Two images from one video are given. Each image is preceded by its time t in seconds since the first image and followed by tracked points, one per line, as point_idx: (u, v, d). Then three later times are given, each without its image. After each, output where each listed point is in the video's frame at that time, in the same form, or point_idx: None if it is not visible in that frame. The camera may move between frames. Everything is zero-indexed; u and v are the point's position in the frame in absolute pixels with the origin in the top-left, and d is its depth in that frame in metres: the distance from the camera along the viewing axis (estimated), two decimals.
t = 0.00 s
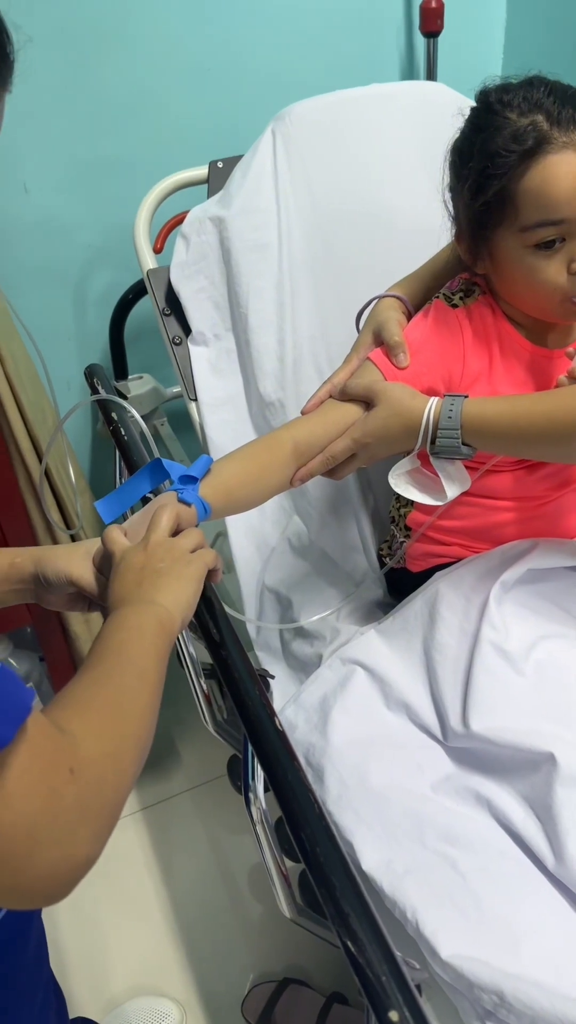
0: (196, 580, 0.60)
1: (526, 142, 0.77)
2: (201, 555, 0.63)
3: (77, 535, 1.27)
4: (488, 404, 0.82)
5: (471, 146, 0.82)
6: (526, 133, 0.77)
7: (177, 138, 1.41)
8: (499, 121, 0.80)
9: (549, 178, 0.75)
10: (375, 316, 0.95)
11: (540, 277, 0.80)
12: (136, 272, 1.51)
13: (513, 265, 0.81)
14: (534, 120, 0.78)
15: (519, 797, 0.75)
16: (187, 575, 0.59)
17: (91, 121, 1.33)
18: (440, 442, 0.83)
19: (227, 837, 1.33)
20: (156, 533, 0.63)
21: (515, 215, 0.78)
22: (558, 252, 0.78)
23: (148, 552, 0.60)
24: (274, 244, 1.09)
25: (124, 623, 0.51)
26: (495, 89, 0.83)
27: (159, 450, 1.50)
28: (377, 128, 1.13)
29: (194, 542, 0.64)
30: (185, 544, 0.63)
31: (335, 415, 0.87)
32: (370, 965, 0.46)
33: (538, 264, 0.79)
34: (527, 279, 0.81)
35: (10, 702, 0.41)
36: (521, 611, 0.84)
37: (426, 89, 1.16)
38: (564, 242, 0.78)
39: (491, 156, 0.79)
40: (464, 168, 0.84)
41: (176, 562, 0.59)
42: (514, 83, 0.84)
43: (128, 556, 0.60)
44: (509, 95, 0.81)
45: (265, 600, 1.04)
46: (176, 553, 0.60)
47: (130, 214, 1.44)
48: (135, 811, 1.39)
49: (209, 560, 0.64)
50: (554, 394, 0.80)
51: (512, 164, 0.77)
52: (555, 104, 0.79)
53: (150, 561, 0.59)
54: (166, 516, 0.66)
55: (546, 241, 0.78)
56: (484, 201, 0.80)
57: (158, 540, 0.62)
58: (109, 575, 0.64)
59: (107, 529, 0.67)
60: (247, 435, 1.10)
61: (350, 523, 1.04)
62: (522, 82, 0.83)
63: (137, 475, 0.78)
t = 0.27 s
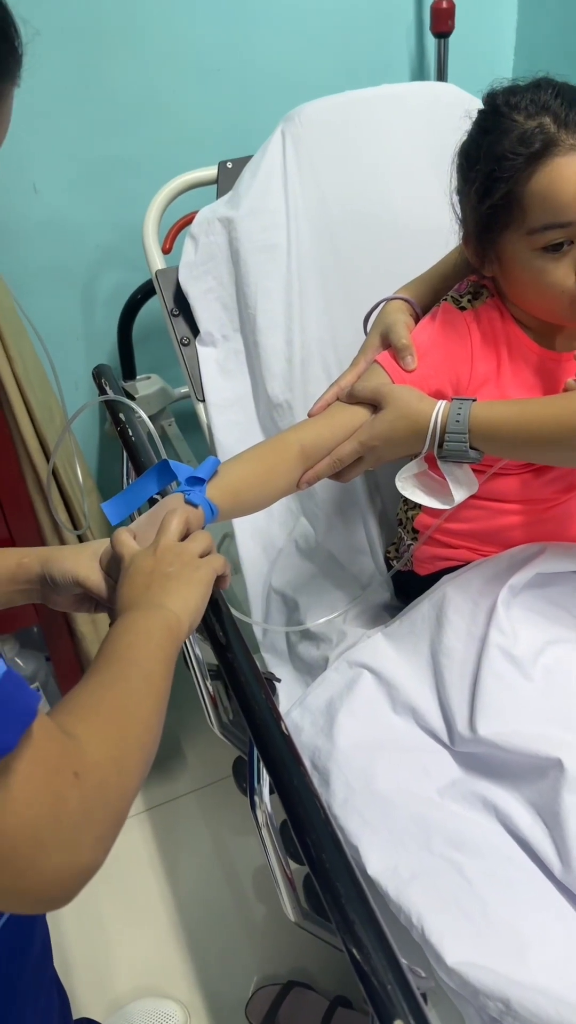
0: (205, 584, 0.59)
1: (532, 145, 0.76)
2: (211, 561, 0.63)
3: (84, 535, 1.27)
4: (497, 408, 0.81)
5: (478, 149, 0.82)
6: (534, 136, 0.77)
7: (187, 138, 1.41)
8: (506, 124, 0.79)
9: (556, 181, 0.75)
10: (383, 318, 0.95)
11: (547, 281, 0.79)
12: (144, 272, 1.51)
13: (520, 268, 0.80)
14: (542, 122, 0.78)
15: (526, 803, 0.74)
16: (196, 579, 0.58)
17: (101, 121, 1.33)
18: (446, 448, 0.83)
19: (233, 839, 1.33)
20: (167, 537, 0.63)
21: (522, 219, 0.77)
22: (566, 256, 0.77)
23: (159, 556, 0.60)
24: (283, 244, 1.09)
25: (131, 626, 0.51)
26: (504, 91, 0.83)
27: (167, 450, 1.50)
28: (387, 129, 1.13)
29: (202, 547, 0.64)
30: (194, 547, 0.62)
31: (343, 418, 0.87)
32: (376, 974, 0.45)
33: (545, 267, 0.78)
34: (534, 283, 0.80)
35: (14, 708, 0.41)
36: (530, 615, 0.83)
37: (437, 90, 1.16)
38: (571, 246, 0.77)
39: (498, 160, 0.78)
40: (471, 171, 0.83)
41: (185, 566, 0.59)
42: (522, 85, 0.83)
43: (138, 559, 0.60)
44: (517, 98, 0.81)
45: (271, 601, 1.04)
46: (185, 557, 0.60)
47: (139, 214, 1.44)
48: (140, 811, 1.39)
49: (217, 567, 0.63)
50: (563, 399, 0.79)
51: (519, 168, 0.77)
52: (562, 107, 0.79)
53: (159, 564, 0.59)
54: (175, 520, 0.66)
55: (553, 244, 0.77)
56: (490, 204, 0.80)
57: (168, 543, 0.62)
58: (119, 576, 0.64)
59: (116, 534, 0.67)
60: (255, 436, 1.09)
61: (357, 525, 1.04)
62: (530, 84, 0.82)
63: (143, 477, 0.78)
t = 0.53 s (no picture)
0: (217, 583, 0.59)
1: (543, 146, 0.75)
2: (222, 559, 0.62)
3: (92, 535, 1.27)
4: (508, 410, 0.80)
5: (489, 149, 0.81)
6: (544, 137, 0.76)
7: (198, 138, 1.41)
8: (517, 125, 0.79)
9: (566, 183, 0.74)
10: (394, 319, 0.94)
11: (557, 283, 0.78)
12: (155, 272, 1.51)
13: (531, 270, 0.79)
14: (553, 124, 0.77)
15: (536, 808, 0.74)
16: (207, 577, 0.58)
17: (112, 120, 1.33)
18: (458, 447, 0.82)
19: (239, 840, 1.33)
20: (179, 535, 0.63)
21: (532, 220, 0.76)
22: None
23: (170, 553, 0.59)
24: (294, 244, 1.08)
25: (142, 625, 0.51)
26: (515, 92, 0.82)
27: (176, 450, 1.50)
28: (400, 129, 1.12)
29: (214, 544, 0.63)
30: (205, 545, 0.62)
31: (353, 419, 0.86)
32: (386, 982, 0.45)
33: (555, 268, 0.77)
34: (544, 285, 0.79)
35: (28, 706, 0.41)
36: (541, 620, 0.83)
37: (450, 90, 1.15)
38: None
39: (508, 161, 0.78)
40: (482, 172, 0.82)
41: (196, 564, 0.59)
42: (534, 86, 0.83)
43: (150, 557, 0.60)
44: (529, 98, 0.80)
45: (280, 602, 1.03)
46: (197, 555, 0.60)
47: (149, 214, 1.44)
48: (146, 812, 1.39)
49: (229, 566, 0.63)
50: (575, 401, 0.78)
51: (529, 169, 0.76)
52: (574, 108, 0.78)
53: (171, 562, 0.58)
54: (187, 517, 0.65)
55: (563, 246, 0.76)
56: (501, 205, 0.79)
57: (179, 540, 0.61)
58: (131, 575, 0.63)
59: (129, 530, 0.66)
60: (264, 437, 1.09)
61: (367, 527, 1.03)
62: (543, 85, 0.82)
63: (153, 477, 0.77)
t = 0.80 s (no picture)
0: (230, 579, 0.58)
1: (558, 146, 0.75)
2: (236, 554, 0.62)
3: (102, 535, 1.26)
4: (522, 412, 0.80)
5: (503, 149, 0.81)
6: (560, 136, 0.75)
7: (211, 137, 1.40)
8: (532, 124, 0.78)
9: None
10: (407, 319, 0.94)
11: (572, 283, 0.76)
12: (166, 271, 1.50)
13: (545, 270, 0.78)
14: (569, 123, 0.76)
15: (548, 816, 0.73)
16: (220, 572, 0.58)
17: (125, 119, 1.33)
18: (471, 451, 0.81)
19: (246, 842, 1.32)
20: (192, 531, 0.62)
21: (547, 219, 0.75)
22: None
23: (183, 548, 0.59)
24: (306, 244, 1.08)
25: (155, 621, 0.50)
26: (531, 91, 0.81)
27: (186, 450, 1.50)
28: (413, 129, 1.12)
29: (228, 541, 0.63)
30: (217, 541, 0.62)
31: (365, 420, 0.86)
32: (398, 991, 0.44)
33: (568, 268, 0.76)
34: (559, 285, 0.78)
35: (43, 705, 0.40)
36: (554, 624, 0.82)
37: (465, 90, 1.14)
38: None
39: (523, 161, 0.77)
40: (496, 172, 0.82)
41: (209, 559, 0.58)
42: (550, 85, 0.82)
43: (164, 550, 0.59)
44: (544, 97, 0.79)
45: (290, 604, 1.03)
46: (210, 551, 0.59)
47: (161, 213, 1.43)
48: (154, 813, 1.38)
49: (242, 559, 0.62)
50: None
51: (544, 168, 0.75)
52: None
53: (184, 556, 0.58)
54: (200, 514, 0.65)
55: None
56: (515, 205, 0.78)
57: (191, 536, 0.61)
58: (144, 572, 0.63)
59: (142, 526, 0.66)
60: (275, 438, 1.08)
61: (378, 529, 1.03)
62: (558, 84, 0.81)
63: (163, 477, 0.77)
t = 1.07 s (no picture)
0: (242, 584, 0.58)
1: (572, 148, 0.74)
2: (247, 560, 0.62)
3: (111, 536, 1.26)
4: (534, 417, 0.79)
5: (516, 151, 0.80)
6: (573, 138, 0.75)
7: (222, 138, 1.40)
8: (546, 126, 0.77)
9: None
10: (418, 321, 0.93)
11: None
12: (176, 272, 1.50)
13: (558, 273, 0.77)
14: None
15: (557, 821, 0.73)
16: (231, 578, 0.57)
17: (137, 119, 1.33)
18: (482, 455, 0.81)
19: (252, 843, 1.32)
20: (204, 534, 0.62)
21: (560, 222, 0.75)
22: None
23: (194, 553, 0.59)
24: (317, 246, 1.07)
25: (166, 628, 0.50)
26: (544, 92, 0.81)
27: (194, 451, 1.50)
28: (425, 130, 1.11)
29: (240, 546, 0.62)
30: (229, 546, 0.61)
31: (374, 423, 0.85)
32: (404, 1000, 0.44)
33: None
34: (571, 288, 0.77)
35: (50, 714, 0.39)
36: (564, 629, 0.81)
37: (478, 91, 1.13)
38: None
39: (536, 163, 0.77)
40: (509, 174, 0.81)
41: (221, 565, 0.58)
42: (564, 86, 0.81)
43: (175, 554, 0.59)
44: (558, 99, 0.79)
45: (298, 606, 1.02)
46: (222, 556, 0.59)
47: (172, 213, 1.43)
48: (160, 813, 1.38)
49: (254, 567, 0.62)
50: None
51: (558, 170, 0.75)
52: None
53: (195, 561, 0.57)
54: (212, 516, 0.64)
55: None
56: (528, 207, 0.78)
57: (203, 540, 0.60)
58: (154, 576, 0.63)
59: (153, 527, 0.66)
60: (284, 439, 1.08)
61: (387, 531, 1.02)
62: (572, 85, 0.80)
63: (172, 478, 0.77)
